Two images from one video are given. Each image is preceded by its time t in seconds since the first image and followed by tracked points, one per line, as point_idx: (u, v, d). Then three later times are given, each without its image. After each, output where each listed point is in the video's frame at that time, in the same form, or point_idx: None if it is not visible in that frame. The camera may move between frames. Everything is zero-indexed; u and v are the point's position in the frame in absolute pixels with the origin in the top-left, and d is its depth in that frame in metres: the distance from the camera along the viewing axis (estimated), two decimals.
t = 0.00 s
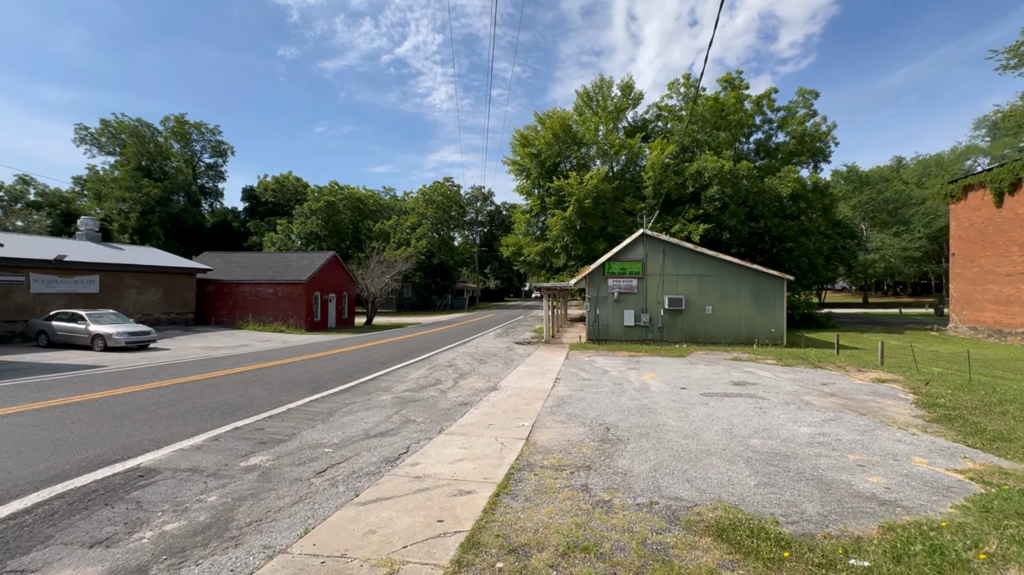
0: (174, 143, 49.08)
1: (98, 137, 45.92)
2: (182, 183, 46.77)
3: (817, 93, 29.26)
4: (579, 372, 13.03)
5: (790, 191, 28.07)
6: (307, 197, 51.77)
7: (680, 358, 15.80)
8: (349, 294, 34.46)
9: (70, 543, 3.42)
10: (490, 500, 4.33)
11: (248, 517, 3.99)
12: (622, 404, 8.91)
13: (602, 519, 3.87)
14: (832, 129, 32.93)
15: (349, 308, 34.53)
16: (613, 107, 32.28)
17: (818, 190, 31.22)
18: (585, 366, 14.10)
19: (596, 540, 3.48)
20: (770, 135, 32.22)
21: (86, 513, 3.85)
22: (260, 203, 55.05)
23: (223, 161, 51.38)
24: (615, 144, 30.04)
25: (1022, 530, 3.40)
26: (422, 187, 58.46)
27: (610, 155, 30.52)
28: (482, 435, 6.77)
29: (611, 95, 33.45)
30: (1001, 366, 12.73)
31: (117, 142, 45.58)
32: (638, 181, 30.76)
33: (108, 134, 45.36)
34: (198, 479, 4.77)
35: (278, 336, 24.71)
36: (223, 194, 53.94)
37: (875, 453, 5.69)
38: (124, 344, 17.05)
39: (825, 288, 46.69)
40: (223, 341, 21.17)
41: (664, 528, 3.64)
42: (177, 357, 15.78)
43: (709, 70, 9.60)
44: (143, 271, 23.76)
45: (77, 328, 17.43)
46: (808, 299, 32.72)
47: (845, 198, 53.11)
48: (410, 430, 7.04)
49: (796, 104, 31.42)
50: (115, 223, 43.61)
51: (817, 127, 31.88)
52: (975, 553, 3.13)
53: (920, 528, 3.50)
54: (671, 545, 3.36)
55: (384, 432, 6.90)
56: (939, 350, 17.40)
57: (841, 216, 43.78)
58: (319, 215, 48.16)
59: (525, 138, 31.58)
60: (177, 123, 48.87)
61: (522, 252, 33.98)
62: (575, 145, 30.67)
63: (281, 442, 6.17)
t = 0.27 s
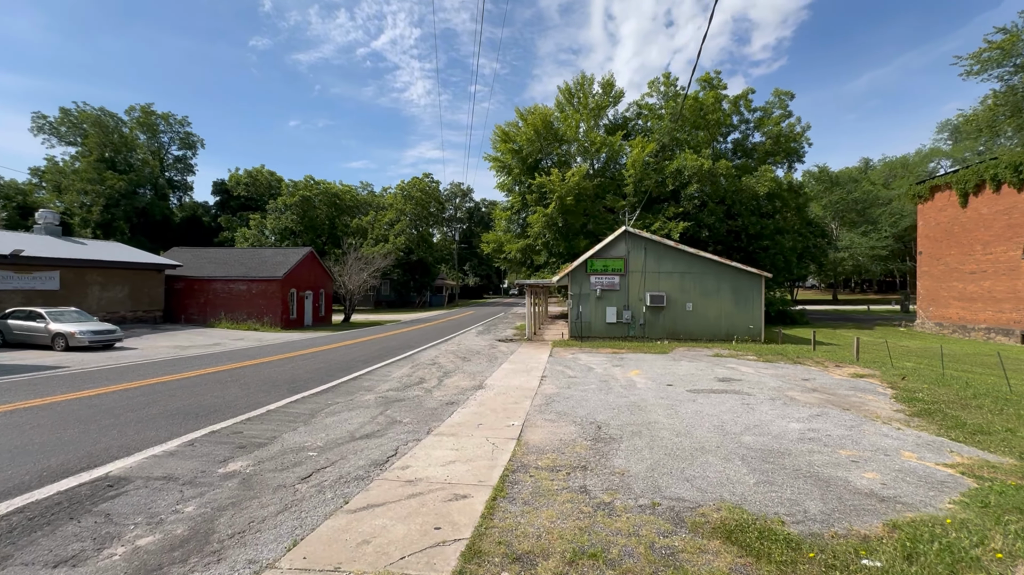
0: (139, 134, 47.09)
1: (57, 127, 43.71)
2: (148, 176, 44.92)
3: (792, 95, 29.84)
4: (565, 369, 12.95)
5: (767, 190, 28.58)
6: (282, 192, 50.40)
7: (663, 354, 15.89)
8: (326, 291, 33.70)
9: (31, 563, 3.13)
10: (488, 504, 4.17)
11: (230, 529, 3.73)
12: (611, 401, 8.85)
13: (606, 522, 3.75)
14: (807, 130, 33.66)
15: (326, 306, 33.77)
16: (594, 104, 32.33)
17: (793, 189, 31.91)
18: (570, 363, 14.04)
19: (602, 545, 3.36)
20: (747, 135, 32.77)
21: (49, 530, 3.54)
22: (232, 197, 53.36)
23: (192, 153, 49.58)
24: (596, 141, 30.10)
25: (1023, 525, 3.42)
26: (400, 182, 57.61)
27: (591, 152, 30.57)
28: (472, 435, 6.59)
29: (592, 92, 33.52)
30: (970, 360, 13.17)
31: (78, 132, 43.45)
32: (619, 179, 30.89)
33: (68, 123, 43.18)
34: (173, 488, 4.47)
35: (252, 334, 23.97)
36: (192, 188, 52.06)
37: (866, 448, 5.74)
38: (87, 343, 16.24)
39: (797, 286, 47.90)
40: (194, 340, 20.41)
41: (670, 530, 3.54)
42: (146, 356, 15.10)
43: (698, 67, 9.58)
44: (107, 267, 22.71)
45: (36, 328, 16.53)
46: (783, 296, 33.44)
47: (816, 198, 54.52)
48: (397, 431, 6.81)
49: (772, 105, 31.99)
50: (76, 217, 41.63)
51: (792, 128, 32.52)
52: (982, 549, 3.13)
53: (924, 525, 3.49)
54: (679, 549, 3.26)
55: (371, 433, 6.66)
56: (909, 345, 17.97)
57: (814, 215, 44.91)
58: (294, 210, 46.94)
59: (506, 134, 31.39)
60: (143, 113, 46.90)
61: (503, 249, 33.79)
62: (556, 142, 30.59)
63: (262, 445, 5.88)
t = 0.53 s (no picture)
0: (103, 123, 45.07)
1: (13, 114, 41.47)
2: (113, 167, 43.05)
3: (769, 95, 30.39)
4: (549, 366, 12.89)
5: (744, 189, 29.06)
6: (255, 185, 48.98)
7: (645, 351, 15.99)
8: (302, 287, 32.93)
9: None
10: (484, 507, 4.04)
11: (213, 539, 3.50)
12: (598, 398, 8.81)
13: (608, 524, 3.66)
14: (782, 131, 34.38)
15: (302, 302, 32.99)
16: (575, 101, 32.35)
17: (769, 188, 32.56)
18: (554, 360, 13.98)
19: (607, 549, 3.26)
20: (725, 134, 33.28)
21: (8, 548, 3.24)
22: (202, 190, 51.61)
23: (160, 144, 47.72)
24: (577, 138, 30.13)
25: (1018, 519, 3.47)
26: (378, 177, 56.66)
27: (572, 149, 30.60)
28: (460, 434, 6.44)
29: (573, 89, 33.57)
30: (940, 355, 13.62)
31: (36, 120, 41.33)
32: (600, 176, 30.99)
33: (24, 110, 41.01)
34: (146, 495, 4.19)
35: (225, 332, 23.21)
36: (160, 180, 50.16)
37: (854, 443, 5.81)
38: (49, 341, 15.44)
39: (771, 283, 49.05)
40: (164, 337, 19.65)
41: (674, 531, 3.47)
42: (112, 355, 14.44)
43: (686, 64, 9.58)
44: (69, 262, 21.65)
45: None
46: (758, 293, 34.15)
47: (789, 197, 55.85)
48: (383, 431, 6.61)
49: (749, 105, 32.56)
50: (34, 209, 39.61)
51: (768, 128, 33.15)
52: (983, 545, 3.14)
53: (924, 520, 3.50)
54: (685, 551, 3.19)
55: (355, 434, 6.42)
56: (880, 341, 18.52)
57: (787, 214, 45.99)
58: (268, 204, 45.70)
59: (488, 129, 31.16)
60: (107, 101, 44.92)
61: (483, 246, 33.57)
62: (538, 138, 30.51)
63: (241, 448, 5.60)
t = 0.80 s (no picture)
0: (65, 111, 43.09)
1: None
2: (76, 157, 41.22)
3: (747, 95, 30.89)
4: (534, 362, 12.82)
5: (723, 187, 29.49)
6: (228, 178, 47.56)
7: (629, 347, 16.08)
8: (279, 283, 32.14)
9: None
10: (482, 506, 3.92)
11: (198, 546, 3.29)
12: (587, 394, 8.76)
13: (612, 521, 3.58)
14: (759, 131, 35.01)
15: (278, 299, 32.19)
16: (558, 98, 32.34)
17: (747, 187, 33.14)
18: (539, 356, 13.91)
19: (614, 547, 3.17)
20: (705, 133, 33.72)
21: None
22: (173, 182, 49.89)
23: (127, 134, 45.90)
24: (559, 135, 30.12)
25: (1012, 508, 3.52)
26: (356, 171, 55.68)
27: (554, 145, 30.59)
28: (451, 432, 6.30)
29: (555, 85, 33.57)
30: (912, 350, 14.04)
31: None
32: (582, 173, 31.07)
33: None
34: (121, 500, 3.94)
35: (197, 329, 22.45)
36: (127, 171, 48.28)
37: (842, 436, 5.88)
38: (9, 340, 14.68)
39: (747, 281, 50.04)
40: (133, 334, 18.89)
41: (679, 527, 3.42)
42: (78, 353, 13.78)
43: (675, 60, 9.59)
44: (30, 256, 20.62)
45: None
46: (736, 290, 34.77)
47: (765, 197, 57.03)
48: (370, 429, 6.42)
49: (728, 105, 33.04)
50: None
51: (746, 128, 33.71)
52: (984, 535, 3.17)
53: (923, 512, 3.52)
54: (693, 547, 3.13)
55: (342, 433, 6.22)
56: (854, 336, 19.03)
57: (763, 213, 46.94)
58: (243, 198, 44.44)
59: (469, 125, 30.90)
60: (69, 88, 42.97)
61: (465, 242, 33.31)
62: (520, 134, 30.39)
63: (222, 449, 5.35)
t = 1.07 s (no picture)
0: (27, 97, 41.14)
1: None
2: (39, 146, 39.42)
3: (729, 94, 31.26)
4: (522, 359, 12.73)
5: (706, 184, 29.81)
6: (203, 170, 46.14)
7: (614, 343, 16.12)
8: (256, 278, 31.34)
9: None
10: (483, 508, 3.80)
11: (185, 557, 3.09)
12: (578, 391, 8.71)
13: (620, 524, 3.49)
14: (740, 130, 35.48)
15: (255, 294, 31.38)
16: (542, 93, 32.22)
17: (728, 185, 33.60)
18: (526, 352, 13.83)
19: (625, 551, 3.08)
20: (687, 131, 34.05)
21: None
22: (143, 173, 48.14)
23: (94, 122, 44.10)
24: (544, 130, 30.01)
25: (1011, 504, 3.56)
26: (336, 164, 54.61)
27: (538, 141, 30.50)
28: (444, 431, 6.16)
29: (540, 81, 33.46)
30: (888, 346, 14.43)
31: None
32: (566, 169, 31.04)
33: None
34: (99, 508, 3.70)
35: (171, 325, 21.71)
36: (94, 161, 46.42)
37: (834, 431, 5.94)
38: None
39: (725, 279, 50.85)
40: (103, 330, 18.16)
41: (687, 528, 3.36)
42: (44, 351, 13.14)
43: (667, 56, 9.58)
44: None
45: None
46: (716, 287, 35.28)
47: (743, 195, 58.02)
48: (360, 428, 6.23)
49: (710, 104, 33.39)
50: None
51: (727, 128, 34.12)
52: (987, 531, 3.18)
53: (926, 509, 3.54)
54: (704, 549, 3.07)
55: (330, 433, 6.01)
56: (832, 332, 19.48)
57: (742, 212, 47.70)
58: (218, 190, 43.17)
59: (453, 119, 30.56)
60: (31, 73, 41.01)
61: (448, 238, 33.02)
62: (504, 129, 30.19)
63: (205, 451, 5.11)
